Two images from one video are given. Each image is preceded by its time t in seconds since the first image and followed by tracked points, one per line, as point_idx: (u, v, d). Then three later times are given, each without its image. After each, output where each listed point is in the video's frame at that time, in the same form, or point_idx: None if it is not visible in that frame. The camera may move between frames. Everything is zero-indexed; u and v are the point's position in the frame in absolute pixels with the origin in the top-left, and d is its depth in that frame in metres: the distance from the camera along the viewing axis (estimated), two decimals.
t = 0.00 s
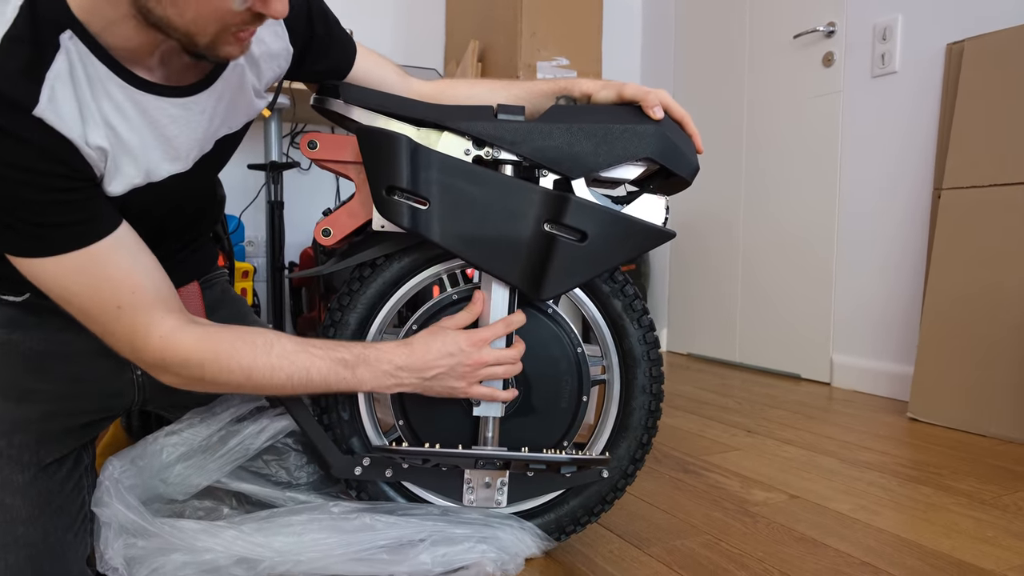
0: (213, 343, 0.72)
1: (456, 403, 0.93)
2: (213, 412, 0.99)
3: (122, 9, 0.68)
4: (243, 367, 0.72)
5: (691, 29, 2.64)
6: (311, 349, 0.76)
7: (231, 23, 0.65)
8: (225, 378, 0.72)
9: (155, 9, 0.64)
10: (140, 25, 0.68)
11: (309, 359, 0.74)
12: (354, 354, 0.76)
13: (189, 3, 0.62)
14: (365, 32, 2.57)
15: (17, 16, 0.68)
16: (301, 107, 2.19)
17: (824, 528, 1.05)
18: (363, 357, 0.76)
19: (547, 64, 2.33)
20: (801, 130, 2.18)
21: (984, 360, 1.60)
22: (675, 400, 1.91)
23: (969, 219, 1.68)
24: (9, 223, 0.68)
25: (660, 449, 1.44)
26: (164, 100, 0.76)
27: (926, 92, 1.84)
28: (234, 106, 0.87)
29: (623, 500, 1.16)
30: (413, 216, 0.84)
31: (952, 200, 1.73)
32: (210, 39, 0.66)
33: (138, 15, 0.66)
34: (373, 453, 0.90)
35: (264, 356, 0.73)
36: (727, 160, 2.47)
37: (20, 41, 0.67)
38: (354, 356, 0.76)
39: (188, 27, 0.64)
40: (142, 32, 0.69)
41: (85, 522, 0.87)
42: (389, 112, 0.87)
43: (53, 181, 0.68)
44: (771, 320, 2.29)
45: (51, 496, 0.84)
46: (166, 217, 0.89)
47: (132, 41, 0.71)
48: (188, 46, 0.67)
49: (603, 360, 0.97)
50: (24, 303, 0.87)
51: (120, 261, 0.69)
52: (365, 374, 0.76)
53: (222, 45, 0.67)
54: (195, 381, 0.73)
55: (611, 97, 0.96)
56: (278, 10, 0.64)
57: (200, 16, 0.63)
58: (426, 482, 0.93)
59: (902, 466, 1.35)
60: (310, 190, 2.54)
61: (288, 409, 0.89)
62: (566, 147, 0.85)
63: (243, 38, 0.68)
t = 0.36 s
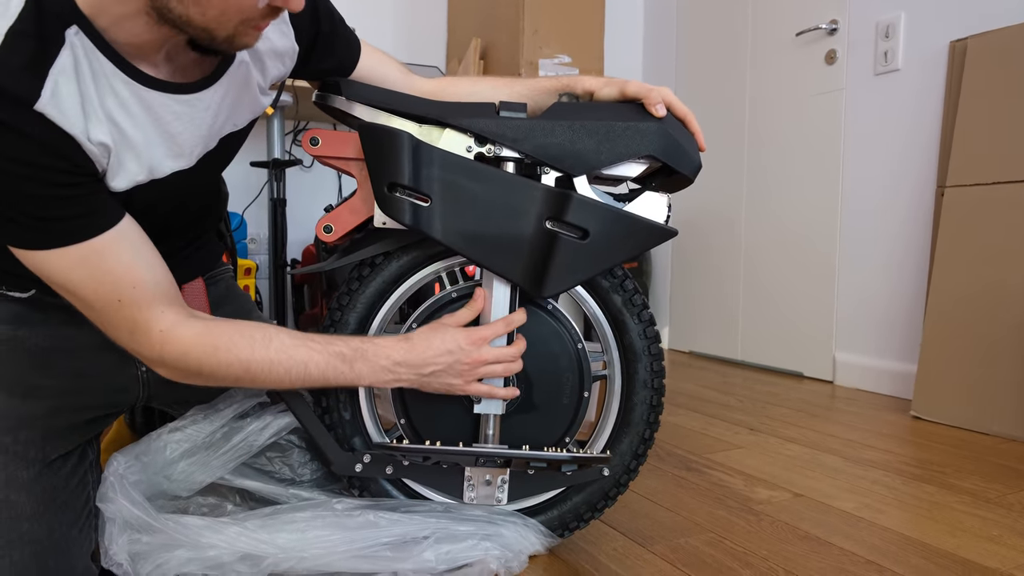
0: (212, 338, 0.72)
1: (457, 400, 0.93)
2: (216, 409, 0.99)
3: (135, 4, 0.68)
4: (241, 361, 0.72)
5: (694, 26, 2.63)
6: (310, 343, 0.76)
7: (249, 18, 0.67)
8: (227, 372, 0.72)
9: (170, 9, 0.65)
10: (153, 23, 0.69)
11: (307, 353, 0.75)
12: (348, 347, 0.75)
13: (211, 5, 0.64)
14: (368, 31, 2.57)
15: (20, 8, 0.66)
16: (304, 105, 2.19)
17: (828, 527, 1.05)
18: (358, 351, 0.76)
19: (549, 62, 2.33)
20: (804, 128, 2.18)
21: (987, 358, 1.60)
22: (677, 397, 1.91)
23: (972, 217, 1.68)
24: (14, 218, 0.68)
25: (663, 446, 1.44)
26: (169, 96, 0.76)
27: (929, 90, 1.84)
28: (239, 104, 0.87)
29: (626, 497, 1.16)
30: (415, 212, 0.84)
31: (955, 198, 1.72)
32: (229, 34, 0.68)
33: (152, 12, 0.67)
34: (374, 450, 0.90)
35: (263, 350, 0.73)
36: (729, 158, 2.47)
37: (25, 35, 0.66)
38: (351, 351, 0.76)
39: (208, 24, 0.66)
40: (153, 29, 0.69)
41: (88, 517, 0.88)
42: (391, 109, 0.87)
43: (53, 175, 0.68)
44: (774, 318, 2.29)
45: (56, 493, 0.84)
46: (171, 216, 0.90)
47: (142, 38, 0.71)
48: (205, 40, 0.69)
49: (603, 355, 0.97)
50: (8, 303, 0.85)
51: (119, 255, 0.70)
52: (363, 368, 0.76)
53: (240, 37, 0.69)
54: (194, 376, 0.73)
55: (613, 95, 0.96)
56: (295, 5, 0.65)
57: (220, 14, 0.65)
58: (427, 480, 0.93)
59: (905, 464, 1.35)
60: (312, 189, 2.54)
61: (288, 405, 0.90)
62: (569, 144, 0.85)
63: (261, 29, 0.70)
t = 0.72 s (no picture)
0: (164, 341, 0.66)
1: (456, 402, 0.93)
2: (214, 409, 0.98)
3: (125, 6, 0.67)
4: (189, 365, 0.65)
5: (694, 28, 2.63)
6: (258, 359, 0.65)
7: (233, 29, 0.64)
8: (176, 377, 0.66)
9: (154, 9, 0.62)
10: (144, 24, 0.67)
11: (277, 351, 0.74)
12: (303, 359, 0.65)
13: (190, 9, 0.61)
14: (367, 31, 2.57)
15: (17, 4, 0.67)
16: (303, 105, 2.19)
17: (825, 529, 1.05)
18: (310, 363, 0.65)
19: (549, 63, 2.33)
20: (803, 130, 2.17)
21: (985, 362, 1.60)
22: (676, 399, 1.91)
23: (971, 219, 1.68)
24: None
25: (662, 448, 1.44)
26: (162, 97, 0.76)
27: (928, 92, 1.84)
28: (236, 107, 0.87)
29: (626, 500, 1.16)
30: (414, 214, 0.84)
31: (953, 201, 1.72)
32: (212, 41, 0.65)
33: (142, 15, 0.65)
34: (373, 451, 0.90)
35: (213, 354, 0.65)
36: (729, 160, 2.47)
37: (19, 32, 0.67)
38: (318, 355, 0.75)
39: (190, 30, 0.63)
40: (145, 31, 0.68)
41: (86, 518, 0.88)
42: (391, 111, 0.87)
43: (33, 173, 0.68)
44: (773, 320, 2.29)
45: (53, 494, 0.84)
46: (163, 217, 0.87)
47: (135, 39, 0.70)
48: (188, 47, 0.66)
49: (603, 357, 0.97)
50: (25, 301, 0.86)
51: (98, 256, 0.67)
52: (312, 381, 0.66)
53: (224, 47, 0.66)
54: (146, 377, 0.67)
55: (610, 97, 0.95)
56: (282, 21, 0.63)
57: (202, 21, 0.62)
58: (427, 481, 0.93)
59: (904, 466, 1.35)
60: (311, 189, 2.54)
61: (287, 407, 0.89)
62: (567, 146, 0.85)
63: (244, 43, 0.67)
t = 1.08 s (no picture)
0: (87, 348, 0.67)
1: (459, 404, 0.94)
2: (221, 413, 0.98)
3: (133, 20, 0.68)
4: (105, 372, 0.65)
5: (692, 28, 2.64)
6: (155, 376, 0.64)
7: (234, 48, 0.64)
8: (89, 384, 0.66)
9: (160, 25, 0.63)
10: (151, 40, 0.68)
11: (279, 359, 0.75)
12: (198, 384, 0.62)
13: (194, 27, 0.62)
14: (368, 35, 2.58)
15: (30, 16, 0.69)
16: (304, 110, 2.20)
17: (830, 529, 1.05)
18: (204, 389, 0.62)
19: (548, 64, 2.33)
20: (803, 129, 2.18)
21: (989, 361, 1.60)
22: (678, 399, 1.91)
23: (973, 217, 1.68)
24: None
25: (663, 448, 1.45)
26: (164, 108, 0.76)
27: (928, 90, 1.84)
28: (240, 118, 0.87)
29: (628, 501, 1.16)
30: (417, 218, 0.85)
31: (955, 198, 1.72)
32: (211, 59, 0.65)
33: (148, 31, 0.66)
34: (379, 453, 0.91)
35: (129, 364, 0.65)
36: (729, 159, 2.47)
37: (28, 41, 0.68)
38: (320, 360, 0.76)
39: (191, 48, 0.64)
40: (151, 46, 0.69)
41: (96, 523, 0.89)
42: (393, 118, 0.87)
43: (27, 185, 0.68)
44: (775, 319, 2.30)
45: (63, 499, 0.85)
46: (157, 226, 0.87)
47: (142, 53, 0.71)
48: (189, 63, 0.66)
49: (605, 358, 0.97)
50: None
51: (50, 266, 0.68)
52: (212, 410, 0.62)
53: (223, 66, 0.66)
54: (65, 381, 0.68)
55: (610, 102, 0.96)
56: (284, 44, 0.63)
57: (204, 39, 0.63)
58: (431, 483, 0.94)
59: (908, 465, 1.35)
60: (313, 192, 2.55)
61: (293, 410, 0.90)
62: (567, 150, 0.86)
63: (245, 60, 0.67)
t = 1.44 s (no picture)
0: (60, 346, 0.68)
1: (462, 404, 0.94)
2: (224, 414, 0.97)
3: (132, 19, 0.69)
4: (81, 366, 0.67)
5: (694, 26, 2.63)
6: (136, 370, 0.66)
7: (234, 47, 0.64)
8: (62, 379, 0.67)
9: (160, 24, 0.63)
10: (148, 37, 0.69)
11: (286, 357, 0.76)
12: (183, 382, 0.64)
13: (193, 24, 0.62)
14: (370, 35, 2.58)
15: (24, 11, 0.68)
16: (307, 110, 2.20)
17: (833, 527, 1.05)
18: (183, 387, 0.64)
19: (550, 63, 2.33)
20: (806, 127, 2.17)
21: (992, 360, 1.60)
22: (681, 398, 1.91)
23: (977, 214, 1.68)
24: None
25: (666, 447, 1.45)
26: (162, 107, 0.76)
27: (931, 88, 1.84)
28: (241, 118, 0.87)
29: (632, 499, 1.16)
30: (418, 218, 0.85)
31: (958, 195, 1.72)
32: (210, 58, 0.65)
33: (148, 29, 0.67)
34: (382, 453, 0.91)
35: (107, 358, 0.67)
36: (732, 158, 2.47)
37: (23, 37, 0.67)
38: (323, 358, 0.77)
39: (191, 46, 0.64)
40: (150, 45, 0.70)
41: (98, 523, 0.89)
42: (394, 118, 0.87)
43: (21, 182, 0.69)
44: (778, 318, 2.29)
45: (67, 500, 0.84)
46: (156, 226, 0.87)
47: (141, 51, 0.72)
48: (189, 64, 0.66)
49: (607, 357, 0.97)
50: None
51: (24, 264, 0.68)
52: (200, 402, 0.64)
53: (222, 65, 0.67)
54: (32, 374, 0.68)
55: (611, 100, 0.96)
56: (283, 42, 0.64)
57: (204, 37, 0.63)
58: (435, 483, 0.95)
59: (912, 463, 1.35)
60: (316, 193, 2.56)
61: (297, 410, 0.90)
62: (569, 149, 0.86)
63: (244, 60, 0.67)
